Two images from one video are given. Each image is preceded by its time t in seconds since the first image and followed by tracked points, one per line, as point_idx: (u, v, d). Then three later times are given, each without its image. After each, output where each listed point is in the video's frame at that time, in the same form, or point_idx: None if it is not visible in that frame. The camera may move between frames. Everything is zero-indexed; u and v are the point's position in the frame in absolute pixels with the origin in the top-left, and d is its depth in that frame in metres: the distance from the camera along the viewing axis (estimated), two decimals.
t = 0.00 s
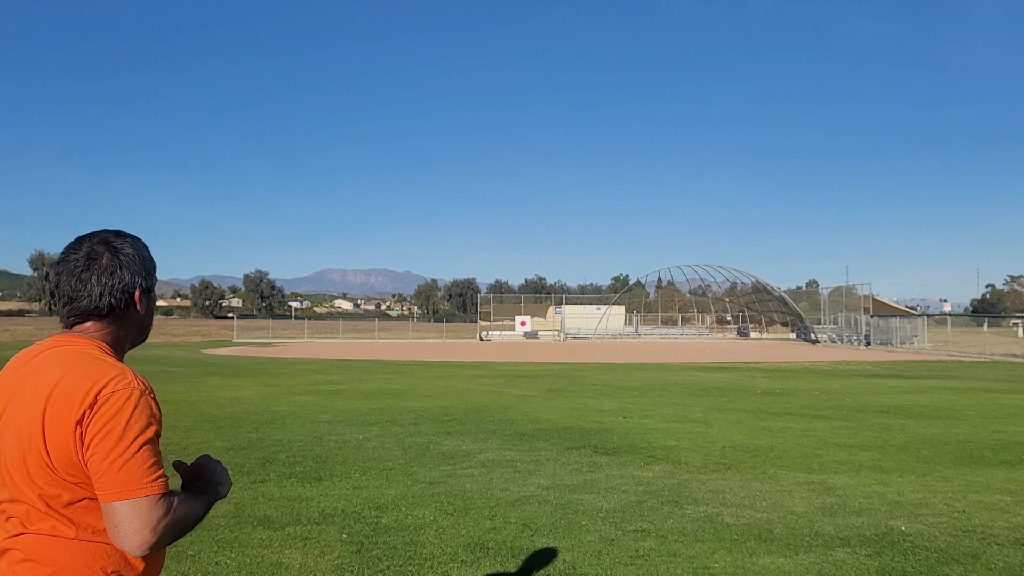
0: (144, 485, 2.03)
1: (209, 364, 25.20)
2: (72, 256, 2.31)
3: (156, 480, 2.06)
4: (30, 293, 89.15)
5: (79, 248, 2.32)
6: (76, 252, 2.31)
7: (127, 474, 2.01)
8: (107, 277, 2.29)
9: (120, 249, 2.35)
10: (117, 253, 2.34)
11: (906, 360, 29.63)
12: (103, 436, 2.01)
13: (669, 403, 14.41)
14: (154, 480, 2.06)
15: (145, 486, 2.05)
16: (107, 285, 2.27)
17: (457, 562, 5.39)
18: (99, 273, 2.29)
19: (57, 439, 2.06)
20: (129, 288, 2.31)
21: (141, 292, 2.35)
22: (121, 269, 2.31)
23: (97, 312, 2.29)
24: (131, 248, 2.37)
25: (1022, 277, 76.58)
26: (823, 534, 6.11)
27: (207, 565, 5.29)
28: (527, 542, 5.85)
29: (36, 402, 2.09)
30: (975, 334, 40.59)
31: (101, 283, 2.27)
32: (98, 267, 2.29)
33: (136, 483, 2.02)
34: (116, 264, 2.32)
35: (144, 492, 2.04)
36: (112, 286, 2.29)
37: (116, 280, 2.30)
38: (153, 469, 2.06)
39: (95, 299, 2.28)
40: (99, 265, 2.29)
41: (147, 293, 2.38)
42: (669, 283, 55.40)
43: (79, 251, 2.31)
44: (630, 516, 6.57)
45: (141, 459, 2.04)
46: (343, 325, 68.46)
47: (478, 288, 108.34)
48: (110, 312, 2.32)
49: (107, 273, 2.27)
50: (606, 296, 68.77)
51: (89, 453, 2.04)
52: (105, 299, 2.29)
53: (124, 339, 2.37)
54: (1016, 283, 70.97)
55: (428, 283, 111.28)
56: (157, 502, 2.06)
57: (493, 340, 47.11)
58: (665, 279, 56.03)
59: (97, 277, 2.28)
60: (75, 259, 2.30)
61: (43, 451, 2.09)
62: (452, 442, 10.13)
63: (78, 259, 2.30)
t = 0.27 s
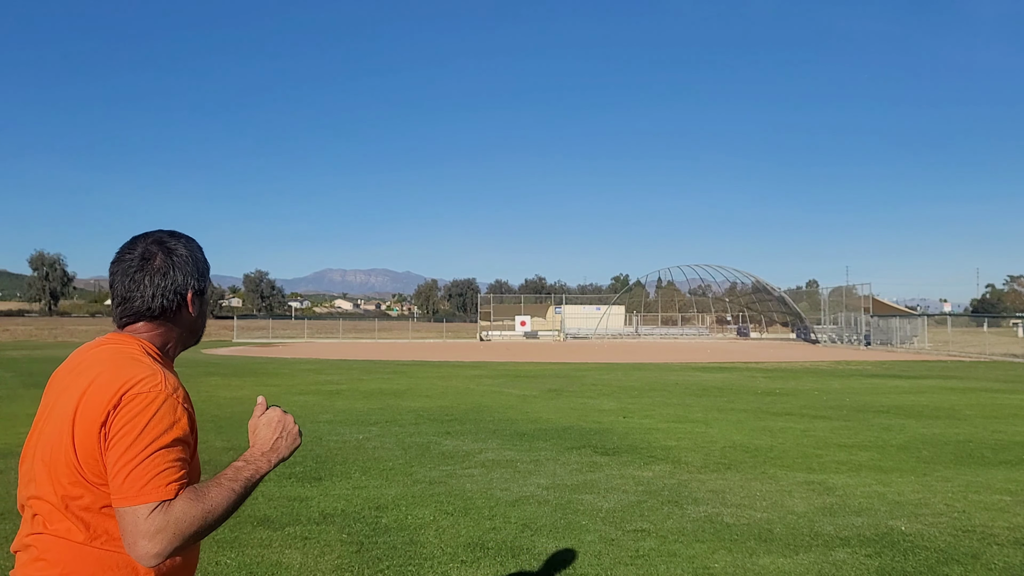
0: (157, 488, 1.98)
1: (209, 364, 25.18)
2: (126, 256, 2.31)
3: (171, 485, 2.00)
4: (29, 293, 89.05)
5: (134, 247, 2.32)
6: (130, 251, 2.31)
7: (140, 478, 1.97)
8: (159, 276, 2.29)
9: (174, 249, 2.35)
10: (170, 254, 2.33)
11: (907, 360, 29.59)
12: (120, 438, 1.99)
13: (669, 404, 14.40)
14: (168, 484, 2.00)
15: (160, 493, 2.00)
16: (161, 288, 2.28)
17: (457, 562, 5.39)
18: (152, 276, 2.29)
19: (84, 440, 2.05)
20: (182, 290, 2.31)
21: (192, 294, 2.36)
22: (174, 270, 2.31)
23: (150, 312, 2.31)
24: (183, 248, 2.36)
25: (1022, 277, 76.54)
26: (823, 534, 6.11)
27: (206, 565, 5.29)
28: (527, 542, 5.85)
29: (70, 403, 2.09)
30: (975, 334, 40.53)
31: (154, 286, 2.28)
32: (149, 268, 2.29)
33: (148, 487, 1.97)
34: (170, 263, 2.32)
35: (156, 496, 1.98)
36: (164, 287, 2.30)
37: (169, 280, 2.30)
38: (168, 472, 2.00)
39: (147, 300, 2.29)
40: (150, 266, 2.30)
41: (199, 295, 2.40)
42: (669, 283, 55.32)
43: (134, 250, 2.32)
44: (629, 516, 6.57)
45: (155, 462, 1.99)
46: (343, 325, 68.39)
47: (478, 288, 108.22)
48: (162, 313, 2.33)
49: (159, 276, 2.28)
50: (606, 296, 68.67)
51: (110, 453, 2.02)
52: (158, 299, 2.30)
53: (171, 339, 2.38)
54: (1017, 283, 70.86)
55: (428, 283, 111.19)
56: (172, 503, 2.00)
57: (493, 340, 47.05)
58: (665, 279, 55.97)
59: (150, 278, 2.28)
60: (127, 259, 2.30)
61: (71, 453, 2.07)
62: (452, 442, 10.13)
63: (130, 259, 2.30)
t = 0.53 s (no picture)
0: (129, 389, 1.69)
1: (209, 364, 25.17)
2: None
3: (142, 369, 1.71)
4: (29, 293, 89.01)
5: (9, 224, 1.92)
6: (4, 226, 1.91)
7: (95, 405, 1.67)
8: (29, 255, 1.87)
9: (57, 230, 1.97)
10: (53, 236, 1.95)
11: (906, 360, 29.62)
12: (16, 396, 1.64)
13: (669, 403, 14.39)
14: (131, 385, 1.69)
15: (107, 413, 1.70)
16: (32, 265, 1.85)
17: (456, 562, 5.40)
18: (26, 255, 1.87)
19: None
20: (57, 275, 1.88)
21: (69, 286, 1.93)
22: (52, 249, 1.90)
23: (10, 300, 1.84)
24: (72, 232, 1.99)
25: (1021, 277, 76.67)
26: (823, 534, 6.11)
27: (207, 565, 5.29)
28: (527, 542, 5.85)
29: None
30: (974, 333, 40.64)
31: (24, 264, 1.84)
32: (22, 246, 1.87)
33: (107, 410, 1.68)
34: (48, 242, 1.91)
35: (135, 405, 1.70)
36: (34, 272, 1.86)
37: (42, 263, 1.88)
38: (120, 377, 1.69)
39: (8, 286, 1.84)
40: (24, 243, 1.88)
41: (77, 290, 1.97)
42: (669, 283, 55.38)
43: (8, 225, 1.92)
44: (629, 516, 6.57)
45: (95, 383, 1.68)
46: (343, 325, 68.44)
47: (478, 288, 108.29)
48: (27, 303, 1.87)
49: (35, 251, 1.86)
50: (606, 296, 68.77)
51: (26, 435, 1.67)
52: (23, 283, 1.84)
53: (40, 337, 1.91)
54: (1016, 284, 71.05)
55: (428, 283, 111.31)
56: (163, 384, 1.71)
57: (493, 340, 47.10)
58: (665, 279, 56.03)
59: (20, 258, 1.85)
60: None
61: None
62: (451, 442, 10.11)
63: None
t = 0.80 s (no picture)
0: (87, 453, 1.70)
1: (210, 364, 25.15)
2: None
3: (106, 437, 1.72)
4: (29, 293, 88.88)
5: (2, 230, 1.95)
6: None
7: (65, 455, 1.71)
8: (27, 255, 1.89)
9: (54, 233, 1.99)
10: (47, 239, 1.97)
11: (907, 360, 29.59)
12: None
13: (669, 403, 14.38)
14: (91, 454, 1.70)
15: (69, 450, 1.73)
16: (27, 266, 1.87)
17: (456, 562, 5.40)
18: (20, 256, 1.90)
19: None
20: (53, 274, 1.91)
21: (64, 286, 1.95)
22: (49, 250, 1.93)
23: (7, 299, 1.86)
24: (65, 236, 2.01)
25: (1020, 278, 76.65)
26: (823, 534, 6.11)
27: (207, 565, 5.29)
28: (527, 542, 5.85)
29: None
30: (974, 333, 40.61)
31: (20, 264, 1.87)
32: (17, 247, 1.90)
33: (74, 470, 1.71)
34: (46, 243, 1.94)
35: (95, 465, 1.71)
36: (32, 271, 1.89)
37: (39, 264, 1.90)
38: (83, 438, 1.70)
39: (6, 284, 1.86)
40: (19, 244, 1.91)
41: (71, 290, 1.98)
42: (669, 283, 55.32)
43: None
44: (629, 516, 6.57)
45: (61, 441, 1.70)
46: (343, 325, 68.37)
47: (478, 288, 108.24)
48: (25, 301, 1.89)
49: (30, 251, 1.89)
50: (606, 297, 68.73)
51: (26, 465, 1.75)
52: (19, 283, 1.86)
53: (38, 337, 1.94)
54: (1015, 283, 71.03)
55: (428, 283, 111.27)
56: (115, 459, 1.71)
57: (493, 340, 47.05)
58: (665, 279, 55.98)
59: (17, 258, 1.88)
60: None
61: None
62: (452, 442, 10.11)
63: None
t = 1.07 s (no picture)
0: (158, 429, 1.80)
1: (210, 364, 25.12)
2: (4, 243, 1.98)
3: (180, 411, 1.83)
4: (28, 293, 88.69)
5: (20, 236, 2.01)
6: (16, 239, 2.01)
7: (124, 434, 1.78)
8: (38, 263, 1.96)
9: (66, 240, 2.05)
10: (62, 245, 2.03)
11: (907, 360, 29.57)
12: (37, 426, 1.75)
13: (669, 403, 14.37)
14: (160, 429, 1.80)
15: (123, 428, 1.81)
16: (39, 275, 1.94)
17: (456, 562, 5.39)
18: (34, 264, 1.96)
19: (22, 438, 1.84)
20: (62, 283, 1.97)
21: (74, 292, 2.01)
22: (59, 258, 1.99)
23: (20, 305, 1.94)
24: (77, 241, 2.06)
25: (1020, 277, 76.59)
26: (823, 534, 6.11)
27: (207, 565, 5.29)
28: (527, 542, 5.85)
29: None
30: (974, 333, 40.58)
31: (32, 274, 1.94)
32: (32, 256, 1.97)
33: (133, 446, 1.79)
34: (56, 251, 2.00)
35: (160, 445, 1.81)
36: (43, 279, 1.95)
37: (50, 270, 1.97)
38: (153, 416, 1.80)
39: (20, 291, 1.93)
40: (35, 254, 1.98)
41: (82, 296, 2.04)
42: (669, 283, 55.29)
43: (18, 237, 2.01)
44: (629, 516, 6.57)
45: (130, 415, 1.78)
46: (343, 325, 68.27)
47: (478, 288, 108.10)
48: (35, 307, 1.96)
49: (41, 262, 1.95)
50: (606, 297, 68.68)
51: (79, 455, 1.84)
52: (31, 288, 1.94)
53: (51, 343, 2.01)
54: (1015, 283, 70.98)
55: (428, 283, 111.18)
56: (183, 441, 1.82)
57: (493, 340, 46.98)
58: (665, 278, 55.94)
59: (29, 267, 1.94)
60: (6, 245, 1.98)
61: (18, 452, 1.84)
62: (451, 442, 10.11)
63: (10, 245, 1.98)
